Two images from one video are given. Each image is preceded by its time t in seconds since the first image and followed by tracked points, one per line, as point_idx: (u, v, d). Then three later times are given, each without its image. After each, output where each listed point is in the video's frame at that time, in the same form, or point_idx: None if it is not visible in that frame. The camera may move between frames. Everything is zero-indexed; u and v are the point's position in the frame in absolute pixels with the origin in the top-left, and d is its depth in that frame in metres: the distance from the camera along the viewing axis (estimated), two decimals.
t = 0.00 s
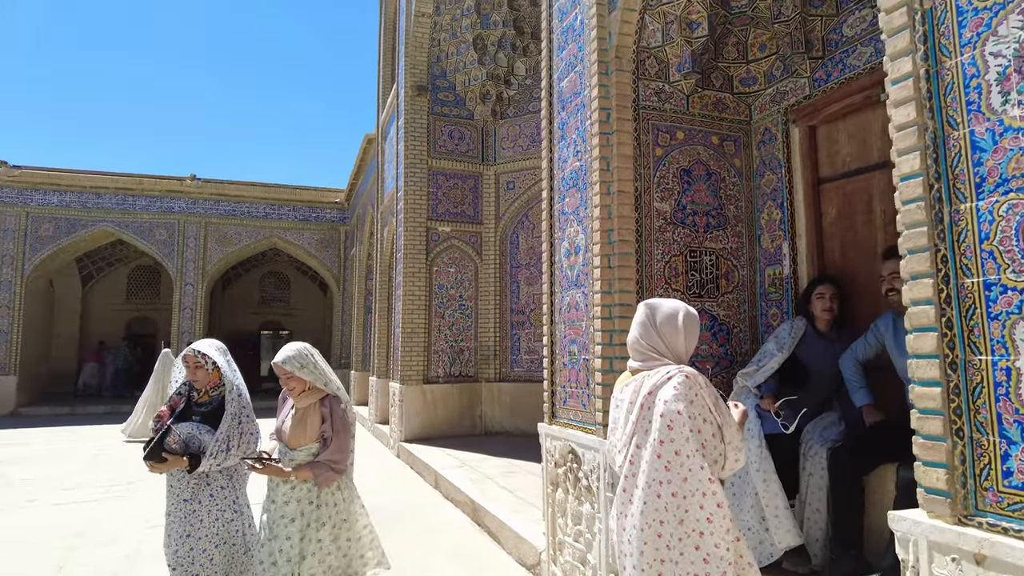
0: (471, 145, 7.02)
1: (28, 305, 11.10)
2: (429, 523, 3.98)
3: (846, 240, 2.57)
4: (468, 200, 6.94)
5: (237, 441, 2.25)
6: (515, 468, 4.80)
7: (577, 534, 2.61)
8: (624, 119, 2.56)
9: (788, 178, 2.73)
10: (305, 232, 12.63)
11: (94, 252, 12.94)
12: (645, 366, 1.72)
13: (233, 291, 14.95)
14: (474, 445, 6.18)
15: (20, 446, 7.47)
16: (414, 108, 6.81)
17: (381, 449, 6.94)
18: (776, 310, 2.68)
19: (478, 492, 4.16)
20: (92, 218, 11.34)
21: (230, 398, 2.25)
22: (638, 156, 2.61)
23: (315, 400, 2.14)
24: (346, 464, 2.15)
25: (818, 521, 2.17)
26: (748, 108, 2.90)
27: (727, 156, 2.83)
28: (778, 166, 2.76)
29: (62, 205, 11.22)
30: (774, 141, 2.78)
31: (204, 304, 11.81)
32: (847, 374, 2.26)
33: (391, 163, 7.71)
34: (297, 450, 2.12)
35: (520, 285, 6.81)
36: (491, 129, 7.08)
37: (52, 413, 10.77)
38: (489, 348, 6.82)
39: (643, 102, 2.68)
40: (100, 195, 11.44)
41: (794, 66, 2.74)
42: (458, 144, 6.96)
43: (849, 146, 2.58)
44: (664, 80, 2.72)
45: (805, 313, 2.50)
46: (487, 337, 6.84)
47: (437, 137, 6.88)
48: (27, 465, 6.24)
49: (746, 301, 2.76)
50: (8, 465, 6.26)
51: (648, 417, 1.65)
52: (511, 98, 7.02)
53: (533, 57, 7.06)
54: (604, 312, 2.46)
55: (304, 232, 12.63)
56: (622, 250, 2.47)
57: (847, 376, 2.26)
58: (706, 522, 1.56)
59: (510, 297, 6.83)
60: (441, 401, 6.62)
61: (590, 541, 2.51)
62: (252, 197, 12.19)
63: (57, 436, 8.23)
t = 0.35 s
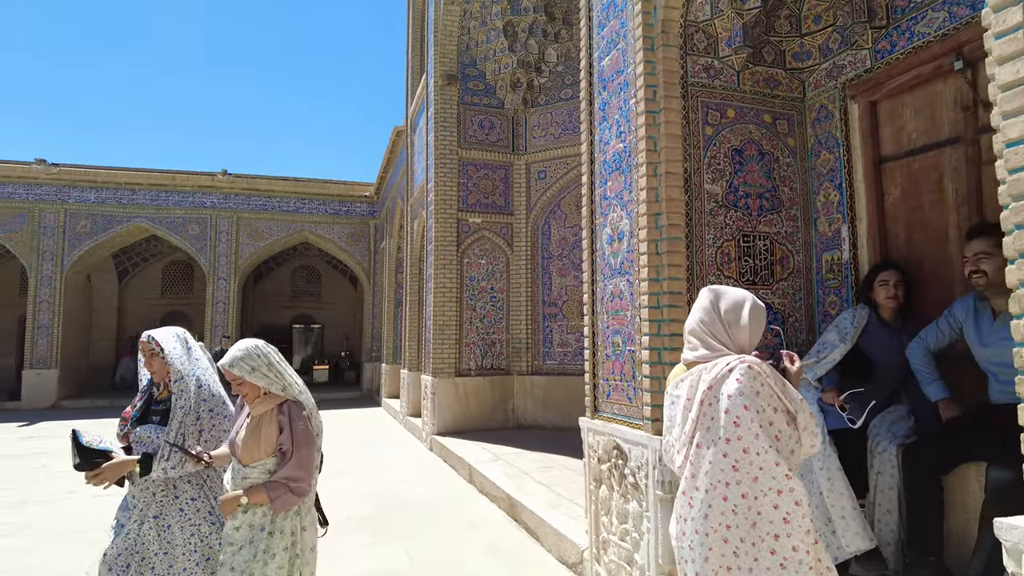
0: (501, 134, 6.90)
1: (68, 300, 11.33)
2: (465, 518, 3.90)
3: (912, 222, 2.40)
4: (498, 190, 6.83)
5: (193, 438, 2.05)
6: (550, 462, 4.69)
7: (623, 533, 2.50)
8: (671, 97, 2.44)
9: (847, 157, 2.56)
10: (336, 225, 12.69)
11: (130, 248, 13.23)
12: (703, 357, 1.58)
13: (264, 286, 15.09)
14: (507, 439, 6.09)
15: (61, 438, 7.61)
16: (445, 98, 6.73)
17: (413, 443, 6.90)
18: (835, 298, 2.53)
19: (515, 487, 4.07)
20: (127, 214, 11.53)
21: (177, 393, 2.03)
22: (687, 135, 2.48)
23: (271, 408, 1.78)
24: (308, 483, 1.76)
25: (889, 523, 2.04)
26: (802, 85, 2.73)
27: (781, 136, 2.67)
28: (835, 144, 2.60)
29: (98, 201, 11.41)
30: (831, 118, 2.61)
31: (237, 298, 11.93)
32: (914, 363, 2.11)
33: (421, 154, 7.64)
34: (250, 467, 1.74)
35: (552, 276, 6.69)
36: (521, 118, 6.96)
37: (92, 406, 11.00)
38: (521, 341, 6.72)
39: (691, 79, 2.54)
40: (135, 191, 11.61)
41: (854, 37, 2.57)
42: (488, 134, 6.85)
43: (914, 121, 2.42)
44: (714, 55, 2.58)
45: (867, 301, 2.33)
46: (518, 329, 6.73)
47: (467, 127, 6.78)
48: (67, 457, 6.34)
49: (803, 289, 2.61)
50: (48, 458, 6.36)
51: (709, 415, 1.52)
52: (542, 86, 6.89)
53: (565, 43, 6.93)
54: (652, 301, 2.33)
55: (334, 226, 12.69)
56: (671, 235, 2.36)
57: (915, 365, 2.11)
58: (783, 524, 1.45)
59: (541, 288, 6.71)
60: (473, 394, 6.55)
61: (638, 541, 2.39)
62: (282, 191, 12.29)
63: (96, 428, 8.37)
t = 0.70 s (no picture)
0: (534, 126, 6.74)
1: (107, 298, 11.54)
2: (503, 520, 3.77)
3: (998, 204, 2.18)
4: (531, 183, 6.68)
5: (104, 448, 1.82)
6: (588, 463, 4.52)
7: (676, 542, 2.34)
8: (726, 72, 2.26)
9: (921, 135, 2.34)
10: (367, 222, 12.68)
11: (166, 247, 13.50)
12: (780, 355, 1.41)
13: (297, 283, 15.19)
14: (544, 438, 5.93)
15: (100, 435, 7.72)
16: (476, 89, 6.60)
17: (446, 440, 6.80)
18: (907, 289, 2.31)
19: (554, 488, 3.92)
20: (163, 213, 11.69)
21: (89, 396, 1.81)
22: (744, 114, 2.30)
23: (178, 413, 1.50)
24: (234, 503, 1.47)
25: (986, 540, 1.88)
26: (867, 58, 2.51)
27: (845, 113, 2.45)
28: (906, 121, 2.37)
29: (135, 201, 11.59)
30: (902, 92, 2.39)
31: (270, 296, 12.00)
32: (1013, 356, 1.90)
33: (452, 148, 7.54)
34: (158, 484, 1.47)
35: (586, 270, 6.48)
36: (554, 108, 6.78)
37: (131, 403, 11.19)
38: (556, 337, 6.54)
39: (748, 52, 2.35)
40: (170, 190, 11.77)
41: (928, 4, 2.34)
42: (520, 125, 6.70)
43: (1000, 93, 2.18)
44: (771, 27, 2.37)
45: (954, 292, 2.12)
46: (553, 325, 6.56)
47: (499, 119, 6.64)
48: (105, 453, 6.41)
49: (870, 279, 2.40)
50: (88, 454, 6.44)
51: (788, 420, 1.34)
52: (576, 75, 6.69)
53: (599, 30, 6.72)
54: (708, 293, 2.19)
55: (365, 223, 12.68)
56: (729, 222, 2.20)
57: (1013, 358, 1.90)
58: (875, 545, 1.28)
59: (576, 283, 6.52)
60: (507, 391, 6.40)
61: (693, 551, 2.23)
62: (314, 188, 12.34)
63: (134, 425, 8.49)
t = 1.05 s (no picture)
0: (572, 118, 6.55)
1: (150, 299, 11.76)
2: (546, 529, 3.60)
3: None
4: (570, 177, 6.48)
5: None
6: (635, 469, 4.33)
7: (741, 562, 2.13)
8: (795, 46, 2.05)
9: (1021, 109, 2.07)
10: (403, 221, 12.66)
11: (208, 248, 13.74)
12: (884, 360, 1.20)
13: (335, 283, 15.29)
14: (585, 440, 5.74)
15: (143, 433, 7.83)
16: (512, 82, 6.44)
17: (485, 442, 6.66)
18: (1006, 282, 2.05)
19: (600, 496, 3.73)
20: (203, 214, 11.87)
21: None
22: (817, 90, 2.07)
23: None
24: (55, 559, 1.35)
25: None
26: (953, 26, 2.25)
27: (929, 87, 2.20)
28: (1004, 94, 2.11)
29: (176, 203, 11.79)
30: (998, 62, 2.12)
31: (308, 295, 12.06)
32: None
33: (488, 144, 7.39)
34: None
35: (628, 267, 6.25)
36: (594, 100, 6.58)
37: (174, 401, 11.38)
38: (597, 336, 6.33)
39: (818, 23, 2.12)
40: (209, 192, 11.93)
41: None
42: (559, 118, 6.51)
43: None
44: None
45: None
46: (593, 324, 6.35)
47: (537, 112, 6.46)
48: (147, 453, 6.46)
49: (959, 272, 2.16)
50: (131, 453, 6.51)
51: (898, 439, 1.13)
52: (616, 65, 6.49)
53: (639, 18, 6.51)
54: (779, 289, 1.99)
55: (402, 222, 12.67)
56: (802, 211, 1.99)
57: None
58: None
59: (617, 280, 6.30)
60: (547, 392, 6.22)
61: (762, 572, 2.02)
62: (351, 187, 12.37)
63: (176, 424, 8.59)
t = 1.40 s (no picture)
0: (607, 109, 6.35)
1: (183, 299, 11.86)
2: (587, 536, 3.43)
3: None
4: (604, 170, 6.28)
5: None
6: (678, 473, 4.13)
7: None
8: (871, 5, 1.82)
9: None
10: (432, 220, 12.57)
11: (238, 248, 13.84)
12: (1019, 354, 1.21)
13: (365, 283, 15.30)
14: (622, 442, 5.54)
15: (175, 432, 7.85)
16: (544, 73, 6.26)
17: (516, 443, 6.50)
18: None
19: (644, 501, 3.54)
20: (234, 214, 11.94)
21: None
22: (897, 53, 1.84)
23: None
24: None
25: None
26: None
27: None
28: None
29: (208, 203, 11.88)
30: None
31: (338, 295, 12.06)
32: None
33: (518, 138, 7.23)
34: None
35: (666, 263, 6.04)
36: (629, 90, 6.38)
37: (206, 401, 11.47)
38: (632, 334, 6.12)
39: None
40: (240, 192, 11.99)
41: None
42: (592, 109, 6.33)
43: None
44: None
45: None
46: (629, 322, 6.14)
47: (570, 103, 6.29)
48: (177, 452, 6.45)
49: None
50: (161, 452, 6.51)
51: None
52: (651, 54, 6.30)
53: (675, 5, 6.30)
54: (856, 277, 1.77)
55: (431, 221, 12.59)
56: (880, 189, 1.77)
57: None
58: None
59: (654, 276, 6.09)
60: (581, 393, 6.02)
61: None
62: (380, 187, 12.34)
63: (207, 423, 8.60)
